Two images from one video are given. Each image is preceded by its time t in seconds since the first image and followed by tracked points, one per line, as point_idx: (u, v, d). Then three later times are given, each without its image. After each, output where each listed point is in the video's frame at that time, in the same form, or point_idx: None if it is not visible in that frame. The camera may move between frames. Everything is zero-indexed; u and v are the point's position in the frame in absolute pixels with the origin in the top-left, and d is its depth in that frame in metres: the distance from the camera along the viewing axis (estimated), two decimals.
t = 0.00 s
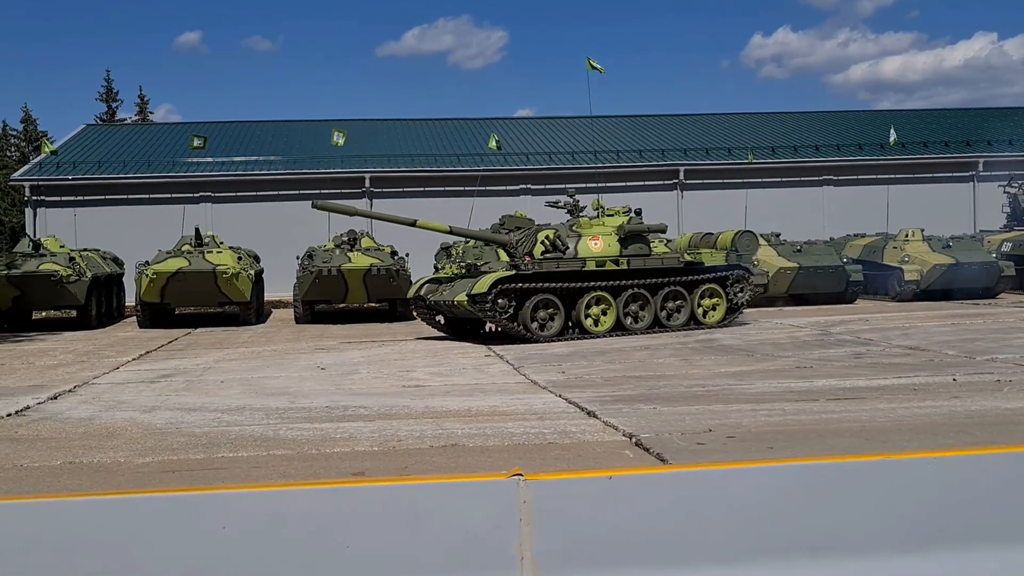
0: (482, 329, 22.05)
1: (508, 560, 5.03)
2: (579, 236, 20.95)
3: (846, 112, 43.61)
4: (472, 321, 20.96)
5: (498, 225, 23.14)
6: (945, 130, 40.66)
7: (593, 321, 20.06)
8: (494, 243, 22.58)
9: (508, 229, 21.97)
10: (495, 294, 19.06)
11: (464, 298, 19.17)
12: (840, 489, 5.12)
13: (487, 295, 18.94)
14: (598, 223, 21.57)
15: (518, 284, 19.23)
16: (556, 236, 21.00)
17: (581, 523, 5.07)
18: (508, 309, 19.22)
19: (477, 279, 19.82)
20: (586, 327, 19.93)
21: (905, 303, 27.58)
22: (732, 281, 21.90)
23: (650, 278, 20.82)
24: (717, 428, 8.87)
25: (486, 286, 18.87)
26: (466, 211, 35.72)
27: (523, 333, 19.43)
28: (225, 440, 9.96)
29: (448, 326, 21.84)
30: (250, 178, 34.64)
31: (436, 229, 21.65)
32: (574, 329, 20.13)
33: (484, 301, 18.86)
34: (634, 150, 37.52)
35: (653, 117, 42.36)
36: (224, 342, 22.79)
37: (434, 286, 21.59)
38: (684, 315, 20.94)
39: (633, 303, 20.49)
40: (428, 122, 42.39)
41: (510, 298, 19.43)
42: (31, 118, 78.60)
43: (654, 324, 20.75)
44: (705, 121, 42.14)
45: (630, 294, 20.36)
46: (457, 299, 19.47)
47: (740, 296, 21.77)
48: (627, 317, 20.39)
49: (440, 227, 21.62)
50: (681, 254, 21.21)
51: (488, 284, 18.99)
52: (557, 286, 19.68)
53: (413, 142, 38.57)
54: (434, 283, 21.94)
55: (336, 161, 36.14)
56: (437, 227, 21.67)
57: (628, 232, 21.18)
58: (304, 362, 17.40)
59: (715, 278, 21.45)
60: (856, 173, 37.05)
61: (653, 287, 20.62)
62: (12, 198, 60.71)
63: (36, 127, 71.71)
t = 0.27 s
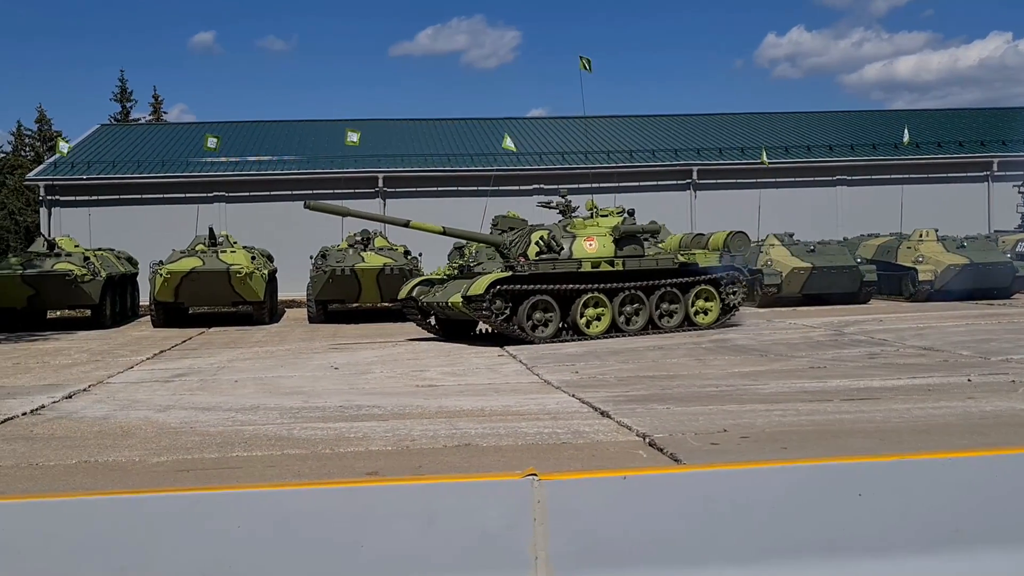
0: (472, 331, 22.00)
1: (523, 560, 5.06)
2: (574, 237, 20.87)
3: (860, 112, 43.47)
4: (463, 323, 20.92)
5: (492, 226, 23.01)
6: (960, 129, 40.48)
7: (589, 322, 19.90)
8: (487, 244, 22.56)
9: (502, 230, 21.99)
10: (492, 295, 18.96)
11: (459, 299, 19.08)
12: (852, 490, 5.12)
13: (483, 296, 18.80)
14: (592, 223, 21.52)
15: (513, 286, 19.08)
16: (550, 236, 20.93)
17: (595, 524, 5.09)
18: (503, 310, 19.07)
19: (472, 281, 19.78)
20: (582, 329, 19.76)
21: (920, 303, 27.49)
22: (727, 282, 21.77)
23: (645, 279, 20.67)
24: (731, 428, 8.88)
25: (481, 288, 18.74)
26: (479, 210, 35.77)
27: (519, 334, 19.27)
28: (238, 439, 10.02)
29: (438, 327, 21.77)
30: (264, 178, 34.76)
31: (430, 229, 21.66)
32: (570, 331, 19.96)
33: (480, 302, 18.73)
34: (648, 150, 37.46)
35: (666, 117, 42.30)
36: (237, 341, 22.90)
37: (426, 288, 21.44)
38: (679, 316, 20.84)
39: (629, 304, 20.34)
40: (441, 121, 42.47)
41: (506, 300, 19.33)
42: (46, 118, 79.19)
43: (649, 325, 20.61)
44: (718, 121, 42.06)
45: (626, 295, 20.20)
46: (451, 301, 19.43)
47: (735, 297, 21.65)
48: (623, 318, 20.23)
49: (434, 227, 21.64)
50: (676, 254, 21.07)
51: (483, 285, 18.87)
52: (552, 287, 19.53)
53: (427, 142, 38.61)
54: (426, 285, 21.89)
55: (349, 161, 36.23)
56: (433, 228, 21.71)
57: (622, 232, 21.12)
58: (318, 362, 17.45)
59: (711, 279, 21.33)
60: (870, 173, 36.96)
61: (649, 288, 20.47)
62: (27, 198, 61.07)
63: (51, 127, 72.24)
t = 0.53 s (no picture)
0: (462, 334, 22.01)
1: (534, 560, 5.07)
2: (566, 237, 20.82)
3: (870, 112, 43.36)
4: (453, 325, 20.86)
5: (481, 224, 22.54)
6: (970, 130, 40.36)
7: (580, 324, 19.82)
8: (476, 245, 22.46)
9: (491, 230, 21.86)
10: (484, 296, 18.84)
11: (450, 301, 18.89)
12: (862, 491, 5.12)
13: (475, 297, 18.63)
14: (582, 224, 21.54)
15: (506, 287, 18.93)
16: (540, 236, 20.79)
17: (606, 525, 5.09)
18: (495, 312, 18.91)
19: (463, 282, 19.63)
20: (573, 330, 19.68)
21: (930, 305, 27.41)
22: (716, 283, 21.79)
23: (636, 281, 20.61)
24: (742, 429, 8.88)
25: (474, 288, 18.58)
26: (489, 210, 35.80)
27: (510, 336, 19.14)
28: (249, 439, 10.06)
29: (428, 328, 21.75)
30: (274, 178, 34.84)
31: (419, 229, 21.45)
32: (560, 332, 19.87)
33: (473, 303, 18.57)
34: (657, 151, 37.40)
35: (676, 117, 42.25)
36: (247, 341, 22.96)
37: (415, 289, 21.21)
38: (670, 318, 20.75)
39: (620, 306, 20.27)
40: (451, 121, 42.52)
41: (498, 301, 19.21)
42: (58, 118, 79.59)
43: (640, 327, 20.56)
44: (728, 121, 42.01)
45: (617, 297, 20.13)
46: (443, 302, 19.31)
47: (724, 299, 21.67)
48: (614, 320, 20.16)
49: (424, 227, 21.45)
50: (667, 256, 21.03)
51: (476, 286, 18.71)
52: (544, 289, 19.43)
53: (436, 143, 38.65)
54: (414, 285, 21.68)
55: (358, 161, 36.28)
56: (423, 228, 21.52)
57: (613, 234, 21.26)
58: (328, 362, 17.49)
59: (700, 281, 21.34)
60: (880, 174, 36.88)
61: (639, 290, 20.42)
62: (38, 197, 61.37)
63: (62, 128, 72.56)
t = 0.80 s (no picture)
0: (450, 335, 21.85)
1: (544, 561, 5.09)
2: (557, 239, 20.98)
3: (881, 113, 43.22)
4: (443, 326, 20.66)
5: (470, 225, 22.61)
6: (981, 131, 40.23)
7: (573, 327, 19.69)
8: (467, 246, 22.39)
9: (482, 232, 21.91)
10: (478, 298, 18.56)
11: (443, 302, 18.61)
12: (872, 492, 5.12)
13: (470, 299, 18.38)
14: (573, 224, 21.68)
15: (500, 289, 18.70)
16: (532, 238, 20.85)
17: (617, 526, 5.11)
18: (489, 314, 18.68)
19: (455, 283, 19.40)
20: (566, 333, 19.55)
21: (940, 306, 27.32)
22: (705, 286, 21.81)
23: (628, 283, 20.53)
24: (752, 430, 8.89)
25: (468, 290, 18.32)
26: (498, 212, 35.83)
27: (504, 339, 18.94)
28: (259, 439, 10.11)
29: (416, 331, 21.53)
30: (284, 179, 34.92)
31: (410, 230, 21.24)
32: (553, 335, 19.73)
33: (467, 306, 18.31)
34: (666, 152, 37.35)
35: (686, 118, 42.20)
36: (257, 342, 23.03)
37: (404, 291, 21.03)
38: (661, 320, 20.71)
39: (612, 308, 20.18)
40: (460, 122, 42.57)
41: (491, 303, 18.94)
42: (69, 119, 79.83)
43: (631, 329, 20.49)
44: (738, 122, 41.94)
45: (609, 299, 20.03)
46: (434, 304, 19.00)
47: (713, 301, 21.71)
48: (606, 322, 20.06)
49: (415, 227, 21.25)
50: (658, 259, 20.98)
51: (471, 288, 18.44)
52: (538, 291, 19.24)
53: (445, 144, 38.69)
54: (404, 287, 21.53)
55: (367, 162, 36.33)
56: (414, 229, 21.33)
57: (604, 235, 21.44)
58: (337, 363, 17.53)
59: (691, 284, 21.34)
60: (890, 176, 36.79)
61: (632, 292, 20.33)
62: (48, 199, 61.59)
63: (72, 129, 72.84)
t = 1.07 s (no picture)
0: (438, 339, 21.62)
1: (555, 562, 5.11)
2: (548, 241, 20.87)
3: (891, 115, 43.13)
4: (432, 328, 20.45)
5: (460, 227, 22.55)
6: (991, 132, 40.12)
7: (565, 329, 19.68)
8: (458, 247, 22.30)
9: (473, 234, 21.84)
10: (472, 301, 18.44)
11: (434, 304, 18.44)
12: (884, 494, 5.13)
13: (464, 301, 18.26)
14: (565, 227, 21.60)
15: (494, 292, 18.61)
16: (522, 240, 20.79)
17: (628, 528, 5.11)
18: (482, 317, 18.59)
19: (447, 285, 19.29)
20: (559, 336, 19.54)
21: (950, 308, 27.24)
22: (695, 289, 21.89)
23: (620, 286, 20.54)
24: (762, 432, 8.89)
25: (462, 293, 18.20)
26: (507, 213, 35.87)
27: (497, 342, 18.88)
28: (270, 440, 10.15)
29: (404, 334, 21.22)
30: (294, 181, 35.01)
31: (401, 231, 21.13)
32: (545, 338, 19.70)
33: (461, 308, 18.19)
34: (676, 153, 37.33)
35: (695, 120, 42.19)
36: (268, 343, 23.11)
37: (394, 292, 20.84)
38: (652, 323, 20.75)
39: (604, 311, 20.19)
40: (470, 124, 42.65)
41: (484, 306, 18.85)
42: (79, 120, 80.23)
43: (622, 332, 20.51)
44: (748, 123, 41.88)
45: (602, 302, 20.04)
46: (424, 306, 18.75)
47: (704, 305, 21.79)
48: (598, 325, 20.06)
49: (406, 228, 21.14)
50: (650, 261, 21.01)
51: (464, 290, 18.33)
52: (532, 293, 19.20)
53: (455, 145, 38.74)
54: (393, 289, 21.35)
55: (376, 164, 36.40)
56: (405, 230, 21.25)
57: (596, 238, 21.39)
58: (347, 364, 17.58)
59: (681, 287, 21.41)
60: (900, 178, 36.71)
61: (623, 295, 20.35)
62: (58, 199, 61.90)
63: (82, 130, 73.12)
